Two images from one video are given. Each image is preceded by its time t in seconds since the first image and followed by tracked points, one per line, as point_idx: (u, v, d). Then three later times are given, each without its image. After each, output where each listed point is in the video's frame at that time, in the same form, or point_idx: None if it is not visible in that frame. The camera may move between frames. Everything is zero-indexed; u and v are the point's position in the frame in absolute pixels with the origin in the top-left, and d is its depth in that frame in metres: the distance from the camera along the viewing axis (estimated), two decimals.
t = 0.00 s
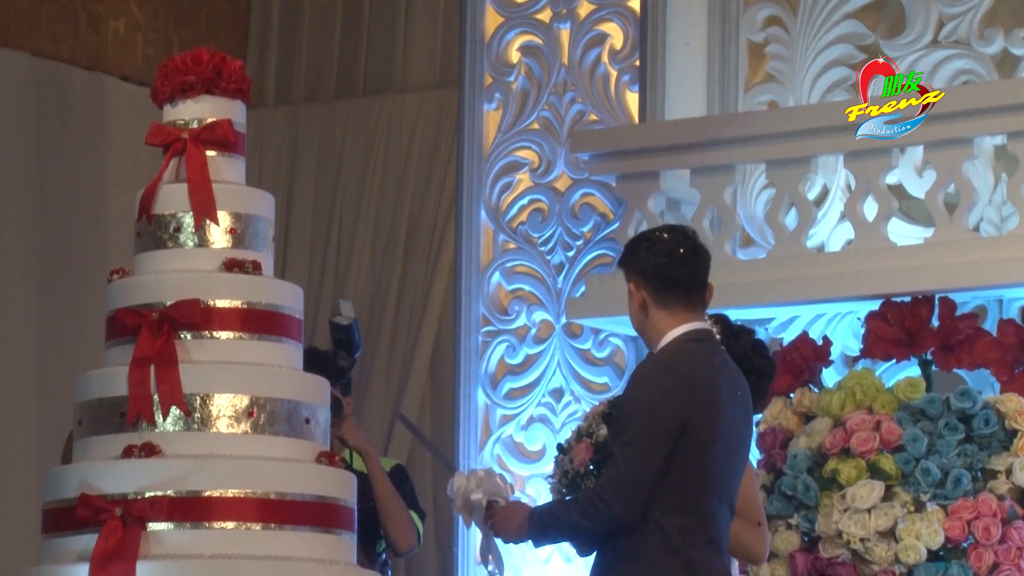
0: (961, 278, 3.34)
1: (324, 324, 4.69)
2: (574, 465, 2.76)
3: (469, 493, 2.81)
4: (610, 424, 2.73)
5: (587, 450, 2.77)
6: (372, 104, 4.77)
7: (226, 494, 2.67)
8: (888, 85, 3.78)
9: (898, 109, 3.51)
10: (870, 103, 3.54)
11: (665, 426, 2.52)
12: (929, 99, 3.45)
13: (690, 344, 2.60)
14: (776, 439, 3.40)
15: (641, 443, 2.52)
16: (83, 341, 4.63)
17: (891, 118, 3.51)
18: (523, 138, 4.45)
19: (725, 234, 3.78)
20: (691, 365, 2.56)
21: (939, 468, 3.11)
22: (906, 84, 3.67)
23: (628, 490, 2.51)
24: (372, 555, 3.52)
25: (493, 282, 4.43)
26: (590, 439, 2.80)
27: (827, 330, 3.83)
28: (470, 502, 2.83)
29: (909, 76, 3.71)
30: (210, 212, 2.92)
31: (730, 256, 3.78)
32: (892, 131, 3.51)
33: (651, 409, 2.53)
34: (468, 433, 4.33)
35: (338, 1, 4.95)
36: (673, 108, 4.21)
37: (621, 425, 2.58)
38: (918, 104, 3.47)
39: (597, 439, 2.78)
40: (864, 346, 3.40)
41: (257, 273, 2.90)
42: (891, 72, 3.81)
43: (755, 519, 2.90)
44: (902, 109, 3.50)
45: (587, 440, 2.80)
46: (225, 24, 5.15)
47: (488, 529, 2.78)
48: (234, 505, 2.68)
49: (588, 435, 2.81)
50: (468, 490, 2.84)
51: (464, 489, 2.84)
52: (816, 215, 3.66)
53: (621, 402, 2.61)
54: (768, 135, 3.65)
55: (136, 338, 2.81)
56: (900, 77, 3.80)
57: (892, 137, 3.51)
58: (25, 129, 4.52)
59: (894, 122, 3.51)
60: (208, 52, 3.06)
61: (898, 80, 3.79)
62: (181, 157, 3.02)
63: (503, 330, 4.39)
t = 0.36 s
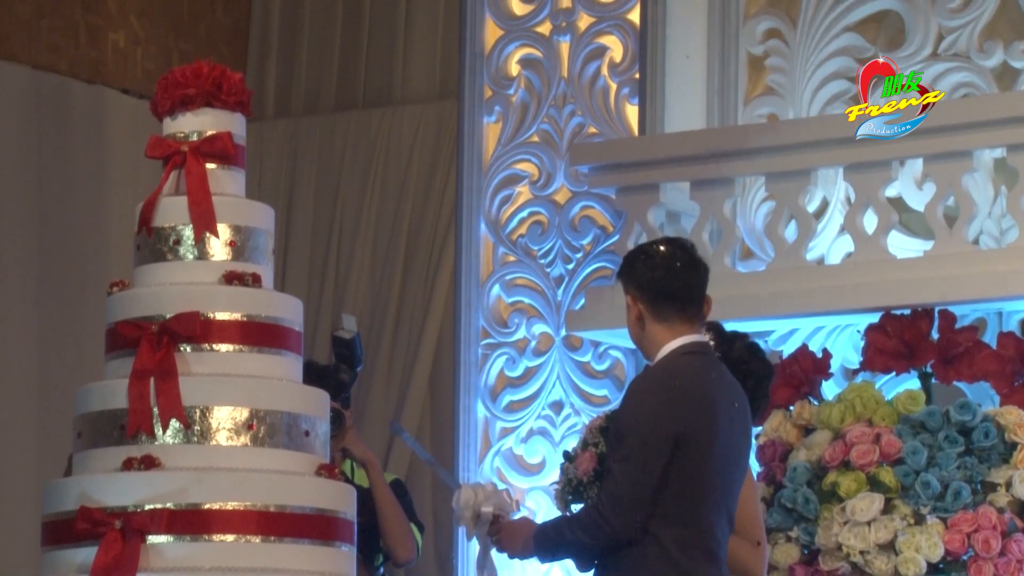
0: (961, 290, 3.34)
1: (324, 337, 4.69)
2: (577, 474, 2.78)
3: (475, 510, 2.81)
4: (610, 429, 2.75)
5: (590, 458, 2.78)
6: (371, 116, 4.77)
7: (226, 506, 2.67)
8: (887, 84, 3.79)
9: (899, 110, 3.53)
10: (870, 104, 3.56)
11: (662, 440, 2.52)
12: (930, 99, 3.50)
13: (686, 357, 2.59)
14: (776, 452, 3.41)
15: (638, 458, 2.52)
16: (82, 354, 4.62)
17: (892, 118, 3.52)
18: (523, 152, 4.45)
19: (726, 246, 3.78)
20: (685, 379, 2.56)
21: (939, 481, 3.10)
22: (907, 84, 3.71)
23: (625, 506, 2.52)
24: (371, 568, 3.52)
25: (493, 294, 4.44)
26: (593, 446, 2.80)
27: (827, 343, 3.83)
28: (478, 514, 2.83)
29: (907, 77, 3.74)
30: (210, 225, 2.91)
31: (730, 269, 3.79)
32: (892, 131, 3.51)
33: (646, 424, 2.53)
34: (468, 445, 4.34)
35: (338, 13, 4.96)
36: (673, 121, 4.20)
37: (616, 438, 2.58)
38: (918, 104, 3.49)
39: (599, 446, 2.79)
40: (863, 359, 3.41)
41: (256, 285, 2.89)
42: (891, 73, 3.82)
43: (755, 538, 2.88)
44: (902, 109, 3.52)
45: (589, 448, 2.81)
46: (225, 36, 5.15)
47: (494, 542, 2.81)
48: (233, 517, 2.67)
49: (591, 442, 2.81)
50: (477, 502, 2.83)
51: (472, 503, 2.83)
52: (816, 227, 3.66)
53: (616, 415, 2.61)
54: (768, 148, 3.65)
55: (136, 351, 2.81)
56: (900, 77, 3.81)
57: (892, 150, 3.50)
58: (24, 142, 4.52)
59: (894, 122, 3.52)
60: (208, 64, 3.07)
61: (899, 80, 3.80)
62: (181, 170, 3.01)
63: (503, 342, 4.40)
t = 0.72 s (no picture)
0: (960, 302, 3.34)
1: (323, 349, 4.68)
2: (580, 487, 2.76)
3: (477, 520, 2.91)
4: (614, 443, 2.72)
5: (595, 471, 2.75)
6: (371, 128, 4.79)
7: (225, 518, 2.67)
8: (887, 85, 3.81)
9: (899, 109, 3.60)
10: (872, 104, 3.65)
11: (666, 450, 2.57)
12: (929, 100, 3.63)
13: (695, 368, 2.63)
14: (776, 463, 3.40)
15: (642, 465, 2.57)
16: (82, 366, 4.61)
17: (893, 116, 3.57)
18: (522, 163, 4.46)
19: (726, 258, 3.77)
20: (693, 391, 2.60)
21: (938, 493, 3.10)
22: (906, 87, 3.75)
23: (626, 513, 2.56)
24: None
25: (493, 306, 4.45)
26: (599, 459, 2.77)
27: (826, 355, 3.84)
28: (484, 520, 2.94)
29: (906, 78, 3.78)
30: (210, 237, 2.91)
31: (729, 281, 3.78)
32: (892, 131, 3.52)
33: (652, 435, 2.57)
34: (468, 457, 4.36)
35: (338, 25, 4.96)
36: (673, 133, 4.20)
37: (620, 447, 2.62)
38: (919, 104, 3.59)
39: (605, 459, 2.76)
40: (863, 370, 3.41)
41: (256, 297, 2.89)
42: (891, 73, 3.83)
43: (759, 552, 2.89)
44: (902, 109, 3.59)
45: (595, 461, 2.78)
46: (225, 49, 5.16)
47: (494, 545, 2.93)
48: (233, 530, 2.67)
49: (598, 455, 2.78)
50: (484, 509, 2.92)
51: (479, 510, 2.93)
52: (815, 239, 3.66)
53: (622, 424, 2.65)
54: (768, 159, 3.66)
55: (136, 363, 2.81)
56: (900, 77, 3.83)
57: (892, 162, 3.51)
58: (23, 154, 4.52)
59: (894, 121, 3.55)
60: (209, 77, 3.07)
61: (898, 81, 3.81)
62: (181, 182, 3.01)
63: (503, 354, 4.40)
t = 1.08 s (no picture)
0: (961, 312, 3.34)
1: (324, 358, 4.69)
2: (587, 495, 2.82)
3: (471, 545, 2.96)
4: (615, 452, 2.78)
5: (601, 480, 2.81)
6: (372, 136, 4.80)
7: (225, 528, 2.66)
8: (888, 84, 3.83)
9: (899, 108, 3.76)
10: (870, 103, 3.79)
11: (671, 453, 2.58)
12: (929, 99, 3.81)
13: (702, 375, 2.65)
14: (777, 472, 3.39)
15: (643, 467, 2.58)
16: (82, 374, 4.62)
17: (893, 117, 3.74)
18: (522, 172, 4.45)
19: (726, 267, 3.78)
20: (700, 395, 2.61)
21: (938, 502, 3.10)
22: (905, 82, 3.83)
23: (623, 513, 2.58)
24: None
25: (493, 315, 4.42)
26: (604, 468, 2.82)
27: (827, 364, 3.80)
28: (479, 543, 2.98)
29: (907, 76, 3.84)
30: (210, 246, 2.91)
31: (730, 290, 3.78)
32: (891, 130, 3.71)
33: (659, 439, 2.57)
34: (468, 467, 4.34)
35: (337, 34, 4.96)
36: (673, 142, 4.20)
37: (623, 451, 2.63)
38: (918, 104, 3.78)
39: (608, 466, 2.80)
40: (864, 379, 3.43)
41: (256, 306, 2.89)
42: (891, 73, 3.84)
43: (765, 564, 2.88)
44: (902, 109, 3.76)
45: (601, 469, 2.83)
46: (225, 58, 5.16)
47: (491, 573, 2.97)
48: (233, 539, 2.67)
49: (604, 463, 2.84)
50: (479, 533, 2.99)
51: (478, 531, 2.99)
52: (815, 248, 3.66)
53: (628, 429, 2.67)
54: (768, 168, 3.66)
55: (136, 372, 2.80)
56: (900, 77, 3.85)
57: (892, 171, 3.51)
58: (23, 164, 4.52)
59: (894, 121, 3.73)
60: (209, 86, 3.07)
61: (898, 81, 3.84)
62: (181, 191, 3.01)
63: (503, 363, 4.38)
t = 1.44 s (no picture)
0: (962, 324, 3.33)
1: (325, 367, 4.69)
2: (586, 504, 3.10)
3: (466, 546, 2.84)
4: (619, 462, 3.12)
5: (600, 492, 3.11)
6: (374, 146, 4.80)
7: (225, 539, 2.66)
8: (888, 84, 4.04)
9: (899, 109, 4.00)
10: (870, 103, 4.05)
11: (673, 457, 2.57)
12: (929, 99, 3.98)
13: (704, 383, 2.65)
14: (777, 483, 3.38)
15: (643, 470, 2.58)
16: (83, 384, 4.62)
17: (892, 117, 4.00)
18: (522, 184, 4.45)
19: (726, 276, 3.77)
20: (703, 401, 2.61)
21: (939, 514, 3.09)
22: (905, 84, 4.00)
23: (621, 514, 2.58)
24: None
25: (493, 326, 4.42)
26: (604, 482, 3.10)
27: (828, 376, 3.82)
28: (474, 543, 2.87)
29: (907, 76, 4.01)
30: (210, 258, 2.91)
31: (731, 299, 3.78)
32: (891, 130, 4.00)
33: (662, 446, 2.57)
34: (468, 478, 4.34)
35: (337, 45, 4.97)
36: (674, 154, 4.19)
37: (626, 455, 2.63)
38: (918, 103, 3.98)
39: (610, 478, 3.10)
40: (864, 391, 3.42)
41: (256, 317, 2.89)
42: (892, 73, 4.05)
43: None
44: (902, 109, 3.99)
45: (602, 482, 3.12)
46: (225, 68, 5.17)
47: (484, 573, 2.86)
48: (233, 550, 2.66)
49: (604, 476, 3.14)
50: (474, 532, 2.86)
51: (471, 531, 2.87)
52: (816, 260, 3.66)
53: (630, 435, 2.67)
54: (768, 180, 3.66)
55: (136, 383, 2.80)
56: (900, 76, 4.03)
57: (892, 183, 3.51)
58: (24, 174, 4.52)
59: (893, 121, 4.00)
60: (209, 97, 3.07)
61: (899, 80, 4.03)
62: (181, 203, 3.01)
63: (503, 375, 4.38)
